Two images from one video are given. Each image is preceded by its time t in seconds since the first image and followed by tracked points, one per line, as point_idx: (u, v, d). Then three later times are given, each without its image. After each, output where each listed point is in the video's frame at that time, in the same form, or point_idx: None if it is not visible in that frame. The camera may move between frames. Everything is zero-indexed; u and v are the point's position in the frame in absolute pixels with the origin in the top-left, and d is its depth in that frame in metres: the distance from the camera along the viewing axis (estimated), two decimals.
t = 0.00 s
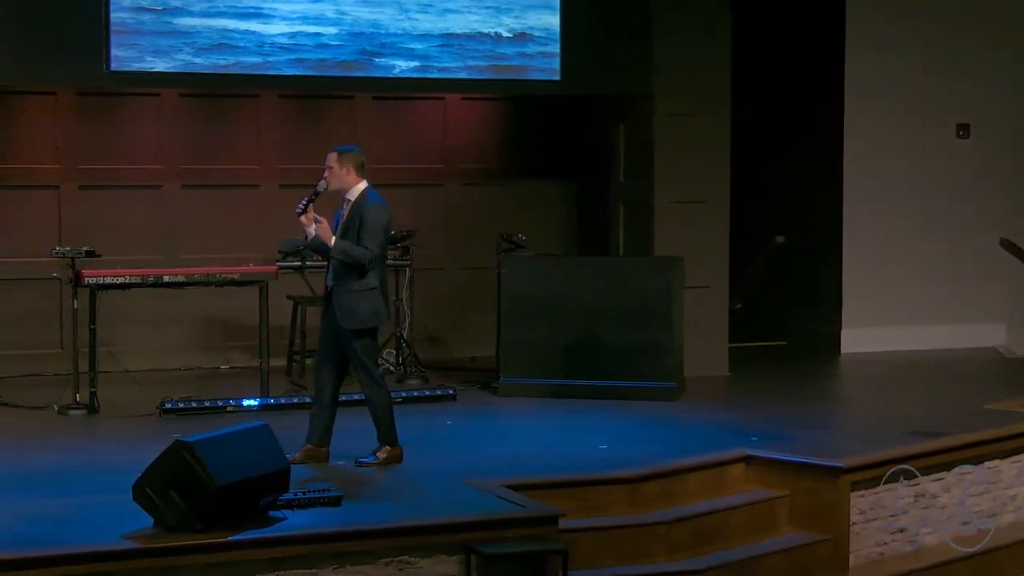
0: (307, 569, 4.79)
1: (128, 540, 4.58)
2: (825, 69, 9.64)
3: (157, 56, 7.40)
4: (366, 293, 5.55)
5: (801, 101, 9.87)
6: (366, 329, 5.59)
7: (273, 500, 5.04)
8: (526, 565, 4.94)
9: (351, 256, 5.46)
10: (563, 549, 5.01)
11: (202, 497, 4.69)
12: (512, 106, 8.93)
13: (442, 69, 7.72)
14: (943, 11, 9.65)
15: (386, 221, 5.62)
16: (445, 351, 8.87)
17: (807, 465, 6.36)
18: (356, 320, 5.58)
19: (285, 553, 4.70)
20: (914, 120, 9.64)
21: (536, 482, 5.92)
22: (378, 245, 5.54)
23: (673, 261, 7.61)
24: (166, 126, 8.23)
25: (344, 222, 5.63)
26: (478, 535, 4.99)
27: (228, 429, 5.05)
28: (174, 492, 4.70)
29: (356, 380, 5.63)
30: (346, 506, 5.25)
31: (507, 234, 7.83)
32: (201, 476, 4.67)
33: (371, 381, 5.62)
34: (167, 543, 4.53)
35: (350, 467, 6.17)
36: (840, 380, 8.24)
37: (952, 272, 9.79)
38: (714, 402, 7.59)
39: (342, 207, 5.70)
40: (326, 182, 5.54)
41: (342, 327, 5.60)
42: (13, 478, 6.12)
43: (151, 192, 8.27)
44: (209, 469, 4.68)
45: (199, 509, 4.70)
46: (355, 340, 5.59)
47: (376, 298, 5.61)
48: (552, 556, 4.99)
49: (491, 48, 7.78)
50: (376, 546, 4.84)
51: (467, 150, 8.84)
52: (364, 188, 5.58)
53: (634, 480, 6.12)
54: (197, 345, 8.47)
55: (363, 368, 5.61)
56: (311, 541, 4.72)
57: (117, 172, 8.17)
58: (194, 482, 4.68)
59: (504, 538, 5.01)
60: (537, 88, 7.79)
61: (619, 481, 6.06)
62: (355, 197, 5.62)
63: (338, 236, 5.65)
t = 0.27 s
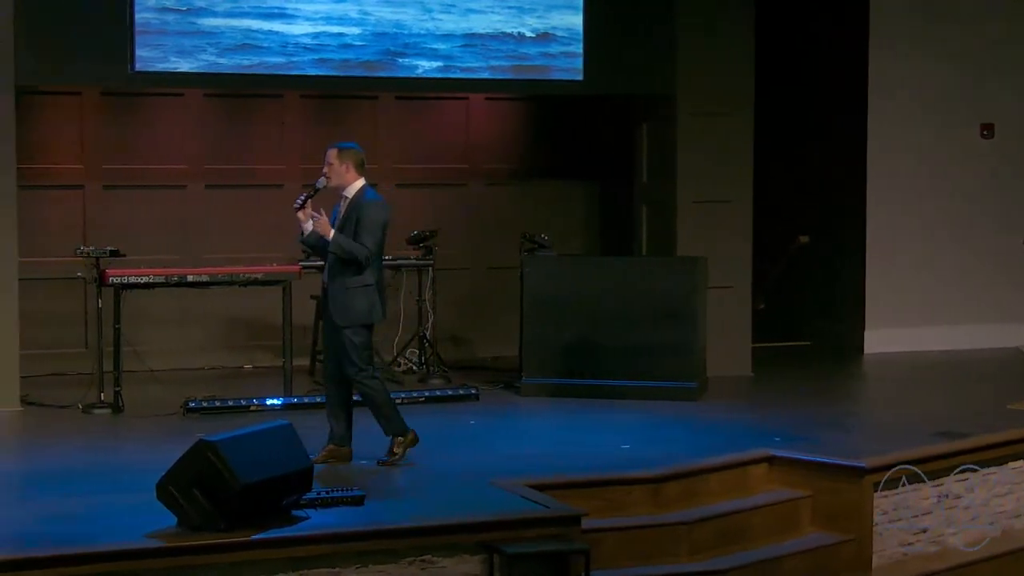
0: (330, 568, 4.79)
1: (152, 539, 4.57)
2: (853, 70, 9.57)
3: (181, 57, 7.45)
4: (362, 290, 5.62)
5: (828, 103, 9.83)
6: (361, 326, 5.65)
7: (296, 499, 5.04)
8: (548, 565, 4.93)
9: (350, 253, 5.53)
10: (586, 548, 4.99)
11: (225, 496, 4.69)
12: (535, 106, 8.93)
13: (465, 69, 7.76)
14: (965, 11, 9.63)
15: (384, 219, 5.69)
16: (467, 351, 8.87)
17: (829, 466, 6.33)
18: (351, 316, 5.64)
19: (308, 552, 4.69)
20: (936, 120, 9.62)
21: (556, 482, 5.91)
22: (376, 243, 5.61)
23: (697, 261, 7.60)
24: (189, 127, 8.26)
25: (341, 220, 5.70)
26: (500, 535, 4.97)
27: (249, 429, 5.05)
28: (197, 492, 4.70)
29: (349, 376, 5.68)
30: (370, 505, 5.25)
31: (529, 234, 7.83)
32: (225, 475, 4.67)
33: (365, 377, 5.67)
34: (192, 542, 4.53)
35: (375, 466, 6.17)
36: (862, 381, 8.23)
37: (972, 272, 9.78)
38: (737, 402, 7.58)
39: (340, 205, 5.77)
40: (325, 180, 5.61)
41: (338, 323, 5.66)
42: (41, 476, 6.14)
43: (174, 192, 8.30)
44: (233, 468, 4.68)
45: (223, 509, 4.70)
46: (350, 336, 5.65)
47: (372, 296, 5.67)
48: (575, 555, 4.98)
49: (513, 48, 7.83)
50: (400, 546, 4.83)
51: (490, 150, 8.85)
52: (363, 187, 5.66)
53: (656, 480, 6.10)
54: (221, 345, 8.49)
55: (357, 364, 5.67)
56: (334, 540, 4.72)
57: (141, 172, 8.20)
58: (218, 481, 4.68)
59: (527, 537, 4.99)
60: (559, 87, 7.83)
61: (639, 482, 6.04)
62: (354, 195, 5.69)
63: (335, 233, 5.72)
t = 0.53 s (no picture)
0: (351, 567, 4.76)
1: (176, 538, 4.58)
2: (869, 71, 9.64)
3: (205, 57, 7.48)
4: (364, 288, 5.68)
5: (848, 103, 9.87)
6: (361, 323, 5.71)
7: (319, 498, 5.04)
8: (570, 564, 4.89)
9: (351, 252, 5.62)
10: (609, 549, 4.94)
11: (248, 494, 4.68)
12: (557, 106, 8.94)
13: (488, 69, 7.76)
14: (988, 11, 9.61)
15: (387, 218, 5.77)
16: (489, 351, 8.88)
17: (852, 467, 6.33)
18: (353, 314, 5.71)
19: (331, 551, 4.67)
20: (958, 120, 9.60)
21: (579, 482, 5.91)
22: (378, 243, 5.68)
23: (718, 260, 7.59)
24: (213, 127, 8.28)
25: (345, 218, 5.78)
26: (523, 535, 4.94)
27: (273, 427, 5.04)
28: (221, 490, 4.71)
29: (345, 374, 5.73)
30: (391, 505, 5.25)
31: (551, 234, 7.84)
32: (247, 474, 4.66)
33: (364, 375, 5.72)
34: (215, 541, 4.53)
35: (399, 465, 6.20)
36: (885, 381, 8.20)
37: (993, 272, 9.75)
38: (760, 403, 7.57)
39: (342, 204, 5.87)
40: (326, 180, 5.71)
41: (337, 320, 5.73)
42: (69, 474, 6.17)
43: (198, 192, 8.32)
44: (256, 467, 4.66)
45: (246, 507, 4.70)
46: (350, 333, 5.71)
47: (373, 295, 5.74)
48: (597, 556, 4.93)
49: (536, 48, 7.82)
50: (423, 545, 4.81)
51: (512, 150, 8.86)
52: (364, 186, 5.75)
53: (679, 480, 6.11)
54: (244, 344, 8.51)
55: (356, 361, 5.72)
56: (356, 539, 4.70)
57: (164, 172, 8.23)
58: (241, 480, 4.67)
59: (551, 537, 4.96)
60: (582, 88, 7.83)
61: (663, 482, 6.05)
62: (355, 194, 5.78)
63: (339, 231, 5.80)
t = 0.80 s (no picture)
0: (373, 567, 4.74)
1: (198, 538, 4.58)
2: (873, 71, 9.84)
3: (226, 57, 7.49)
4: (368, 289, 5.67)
5: (852, 103, 10.04)
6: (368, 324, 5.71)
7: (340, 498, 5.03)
8: (591, 565, 4.87)
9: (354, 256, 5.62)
10: (629, 550, 4.90)
11: (269, 494, 4.68)
12: (578, 106, 8.94)
13: (509, 69, 7.76)
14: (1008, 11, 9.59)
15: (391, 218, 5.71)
16: (510, 351, 8.88)
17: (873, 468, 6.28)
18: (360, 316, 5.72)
19: (351, 551, 4.66)
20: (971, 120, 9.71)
21: (598, 482, 5.89)
22: (381, 244, 5.65)
23: (738, 260, 7.58)
24: (235, 126, 8.30)
25: (350, 219, 5.76)
26: (545, 534, 4.93)
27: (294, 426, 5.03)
28: (242, 490, 4.71)
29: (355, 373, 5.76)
30: (412, 505, 5.27)
31: (572, 234, 7.85)
32: (269, 474, 4.66)
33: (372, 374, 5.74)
34: (236, 541, 4.53)
35: (422, 464, 6.22)
36: (906, 382, 8.18)
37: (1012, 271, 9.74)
38: (781, 403, 7.56)
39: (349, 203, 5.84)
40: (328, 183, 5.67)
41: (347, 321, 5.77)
42: (92, 473, 6.19)
43: (219, 191, 8.35)
44: (277, 467, 4.66)
45: (267, 507, 4.70)
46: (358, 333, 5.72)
47: (380, 294, 5.74)
48: (618, 556, 4.90)
49: (557, 48, 7.82)
50: (442, 545, 4.79)
51: (533, 150, 8.86)
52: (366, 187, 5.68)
53: (700, 480, 6.10)
54: (265, 344, 8.54)
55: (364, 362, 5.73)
56: (376, 539, 4.69)
57: (186, 172, 8.24)
58: (263, 480, 4.67)
59: (572, 537, 4.95)
60: (603, 87, 7.81)
61: (683, 481, 6.03)
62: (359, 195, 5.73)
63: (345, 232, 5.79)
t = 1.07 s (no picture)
0: (398, 567, 4.72)
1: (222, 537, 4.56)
2: (873, 71, 10.00)
3: (251, 57, 7.52)
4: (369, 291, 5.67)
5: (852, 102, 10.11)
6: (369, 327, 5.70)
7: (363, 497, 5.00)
8: (616, 564, 4.82)
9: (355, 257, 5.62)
10: (654, 550, 4.87)
11: (293, 493, 4.65)
12: (602, 106, 8.94)
13: (532, 68, 7.77)
14: None
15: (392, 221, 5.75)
16: (534, 351, 8.89)
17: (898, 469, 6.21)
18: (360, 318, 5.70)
19: (375, 550, 4.63)
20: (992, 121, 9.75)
21: (623, 481, 5.82)
22: (383, 246, 5.66)
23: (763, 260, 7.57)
24: (259, 126, 8.33)
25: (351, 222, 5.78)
26: (567, 534, 4.90)
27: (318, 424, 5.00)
28: (265, 489, 4.68)
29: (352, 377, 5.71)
30: (434, 505, 5.25)
31: (595, 234, 7.83)
32: (292, 473, 4.63)
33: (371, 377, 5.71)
34: (260, 541, 4.51)
35: (447, 464, 6.22)
36: (931, 382, 8.15)
37: None
38: (805, 404, 7.53)
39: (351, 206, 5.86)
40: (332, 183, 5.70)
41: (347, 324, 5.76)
42: (120, 472, 6.22)
43: (243, 191, 8.37)
44: (301, 466, 4.63)
45: (291, 506, 4.67)
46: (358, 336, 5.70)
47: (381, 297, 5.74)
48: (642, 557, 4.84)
49: (580, 48, 7.82)
50: (465, 543, 4.76)
51: (556, 150, 8.86)
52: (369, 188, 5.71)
53: (725, 480, 6.02)
54: (289, 343, 8.56)
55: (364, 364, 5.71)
56: (400, 538, 4.67)
57: (209, 172, 8.27)
58: (287, 479, 4.64)
59: (596, 537, 4.91)
60: (627, 87, 7.80)
61: (708, 481, 5.95)
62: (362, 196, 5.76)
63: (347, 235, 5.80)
